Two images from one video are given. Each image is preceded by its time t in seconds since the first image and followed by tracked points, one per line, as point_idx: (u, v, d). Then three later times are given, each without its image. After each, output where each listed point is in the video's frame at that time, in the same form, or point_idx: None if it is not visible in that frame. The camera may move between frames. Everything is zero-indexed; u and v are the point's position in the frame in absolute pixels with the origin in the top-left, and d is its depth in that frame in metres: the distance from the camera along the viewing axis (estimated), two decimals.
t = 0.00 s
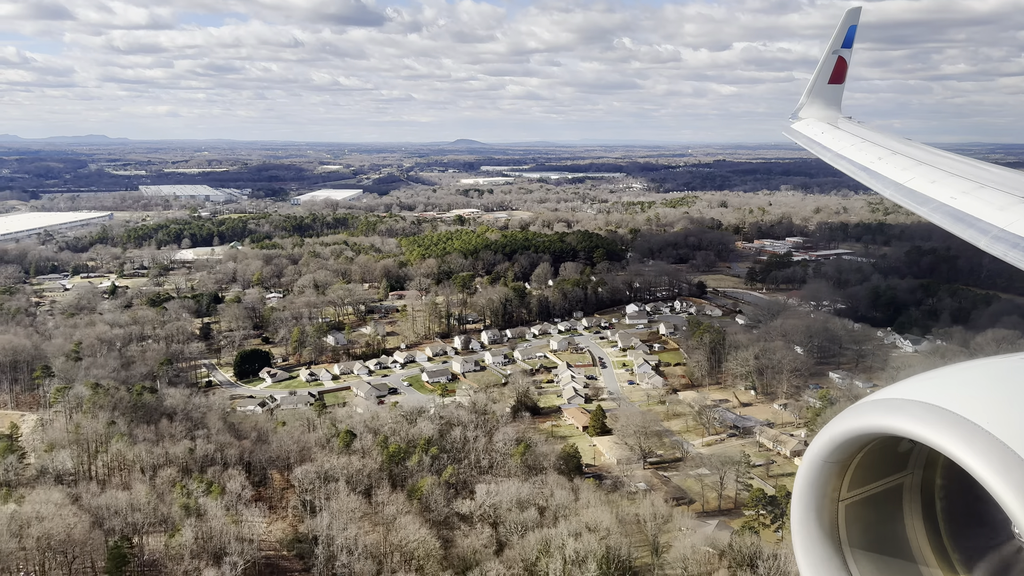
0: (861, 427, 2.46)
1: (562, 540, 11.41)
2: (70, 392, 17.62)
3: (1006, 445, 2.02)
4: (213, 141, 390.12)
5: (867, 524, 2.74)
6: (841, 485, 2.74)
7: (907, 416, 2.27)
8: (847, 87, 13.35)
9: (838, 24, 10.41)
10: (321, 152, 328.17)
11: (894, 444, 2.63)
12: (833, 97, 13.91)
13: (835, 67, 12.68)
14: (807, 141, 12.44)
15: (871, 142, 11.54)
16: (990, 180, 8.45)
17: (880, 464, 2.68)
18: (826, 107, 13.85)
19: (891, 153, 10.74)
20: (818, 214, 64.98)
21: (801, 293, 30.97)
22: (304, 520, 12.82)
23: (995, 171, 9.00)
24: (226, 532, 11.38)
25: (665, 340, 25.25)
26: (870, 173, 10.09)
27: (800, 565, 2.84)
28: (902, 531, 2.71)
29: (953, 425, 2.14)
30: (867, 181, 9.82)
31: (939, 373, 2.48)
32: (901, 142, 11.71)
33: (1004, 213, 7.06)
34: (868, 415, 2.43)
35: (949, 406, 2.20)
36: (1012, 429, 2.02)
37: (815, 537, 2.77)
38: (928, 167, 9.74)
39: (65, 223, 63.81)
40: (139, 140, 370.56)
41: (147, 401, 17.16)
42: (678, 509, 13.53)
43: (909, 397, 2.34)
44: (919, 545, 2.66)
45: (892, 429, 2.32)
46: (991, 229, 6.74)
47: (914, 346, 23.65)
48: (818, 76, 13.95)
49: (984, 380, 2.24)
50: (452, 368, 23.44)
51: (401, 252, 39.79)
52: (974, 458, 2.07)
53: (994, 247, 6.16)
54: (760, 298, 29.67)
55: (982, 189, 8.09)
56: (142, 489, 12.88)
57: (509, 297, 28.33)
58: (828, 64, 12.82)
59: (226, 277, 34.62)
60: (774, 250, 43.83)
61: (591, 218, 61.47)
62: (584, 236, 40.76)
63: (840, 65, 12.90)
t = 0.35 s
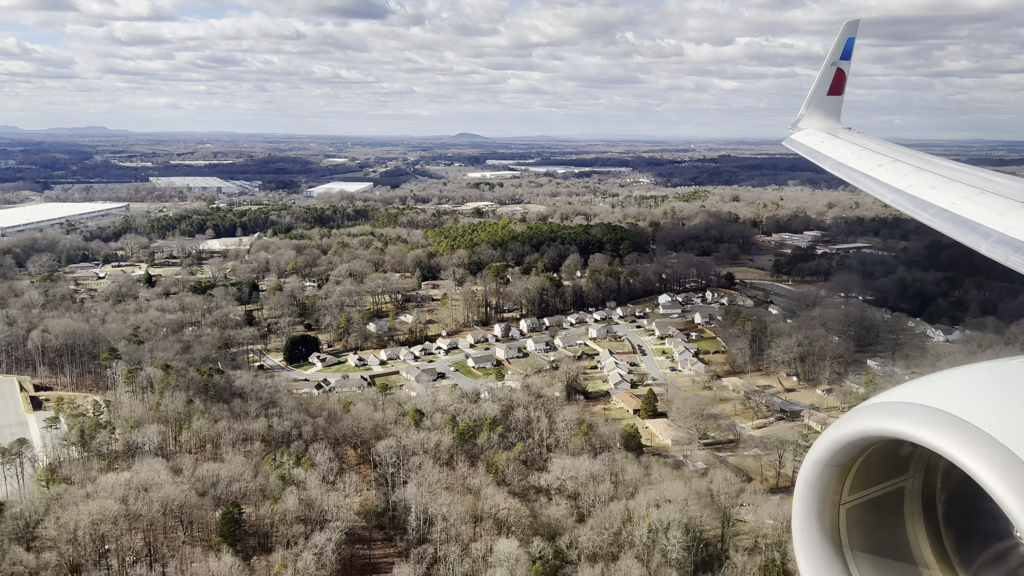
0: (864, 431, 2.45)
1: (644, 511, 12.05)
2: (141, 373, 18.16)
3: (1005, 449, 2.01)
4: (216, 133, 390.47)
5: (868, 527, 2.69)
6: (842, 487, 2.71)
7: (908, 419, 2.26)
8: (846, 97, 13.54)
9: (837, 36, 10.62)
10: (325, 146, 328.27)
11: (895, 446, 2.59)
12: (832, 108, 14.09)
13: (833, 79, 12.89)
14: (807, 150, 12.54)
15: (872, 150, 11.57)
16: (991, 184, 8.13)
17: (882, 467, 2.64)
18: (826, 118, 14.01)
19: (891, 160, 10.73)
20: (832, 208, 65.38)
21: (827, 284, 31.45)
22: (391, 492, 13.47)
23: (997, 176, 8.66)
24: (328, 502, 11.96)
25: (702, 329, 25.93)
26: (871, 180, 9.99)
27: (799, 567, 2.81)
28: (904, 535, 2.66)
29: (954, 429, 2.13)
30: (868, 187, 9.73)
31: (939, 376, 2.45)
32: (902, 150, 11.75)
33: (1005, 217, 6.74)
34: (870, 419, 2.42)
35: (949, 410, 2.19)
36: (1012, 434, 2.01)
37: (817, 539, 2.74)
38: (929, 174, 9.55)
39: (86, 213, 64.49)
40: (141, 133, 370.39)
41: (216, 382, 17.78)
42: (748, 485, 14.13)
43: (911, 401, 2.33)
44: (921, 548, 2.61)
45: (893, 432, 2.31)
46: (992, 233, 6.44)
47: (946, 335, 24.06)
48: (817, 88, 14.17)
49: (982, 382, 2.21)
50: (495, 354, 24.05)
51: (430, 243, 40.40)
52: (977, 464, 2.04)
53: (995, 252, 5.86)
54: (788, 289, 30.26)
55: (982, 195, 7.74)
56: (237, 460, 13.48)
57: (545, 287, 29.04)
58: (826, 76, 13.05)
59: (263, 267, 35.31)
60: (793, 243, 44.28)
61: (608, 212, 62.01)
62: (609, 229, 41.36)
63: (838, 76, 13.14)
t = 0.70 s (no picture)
0: (866, 433, 2.60)
1: (716, 489, 12.54)
2: (207, 359, 18.78)
3: (1006, 448, 2.15)
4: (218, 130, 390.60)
5: (870, 527, 2.87)
6: (845, 488, 2.88)
7: (915, 422, 2.40)
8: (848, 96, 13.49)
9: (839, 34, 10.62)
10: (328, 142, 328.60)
11: (897, 448, 2.76)
12: (834, 108, 14.06)
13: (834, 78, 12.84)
14: (809, 150, 12.44)
15: (874, 148, 11.47)
16: (994, 183, 7.83)
17: (883, 469, 2.82)
18: (828, 117, 13.96)
19: (892, 159, 10.62)
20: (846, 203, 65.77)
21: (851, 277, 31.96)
22: (465, 473, 14.08)
23: (1002, 176, 8.35)
24: (416, 477, 12.54)
25: (735, 321, 26.72)
26: (872, 180, 9.74)
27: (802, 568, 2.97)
28: (906, 533, 2.85)
29: (955, 430, 2.28)
30: (867, 187, 9.45)
31: (939, 380, 2.61)
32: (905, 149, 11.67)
33: (1007, 216, 6.48)
34: (872, 422, 2.57)
35: (953, 414, 2.33)
36: (1013, 436, 2.15)
37: (822, 539, 2.91)
38: (930, 173, 9.28)
39: (106, 207, 65.15)
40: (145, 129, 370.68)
41: (280, 368, 18.44)
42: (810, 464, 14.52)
43: (914, 404, 2.47)
44: (923, 546, 2.80)
45: (895, 433, 2.46)
46: (993, 232, 6.14)
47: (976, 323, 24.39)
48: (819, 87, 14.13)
49: (982, 385, 2.36)
50: (536, 344, 24.67)
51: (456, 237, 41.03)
52: (980, 464, 2.18)
53: (995, 250, 5.58)
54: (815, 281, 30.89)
55: (984, 195, 7.46)
56: (321, 439, 14.10)
57: (579, 279, 29.73)
58: (828, 75, 13.02)
59: (296, 259, 36.02)
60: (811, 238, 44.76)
61: (624, 207, 62.57)
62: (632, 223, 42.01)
63: (840, 76, 13.13)
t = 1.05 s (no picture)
0: (866, 427, 2.51)
1: (781, 473, 12.90)
2: (265, 352, 19.35)
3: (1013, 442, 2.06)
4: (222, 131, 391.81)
5: (872, 524, 2.76)
6: (845, 483, 2.77)
7: (914, 415, 2.31)
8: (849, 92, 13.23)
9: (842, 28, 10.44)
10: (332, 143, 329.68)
11: (898, 442, 2.65)
12: (835, 103, 13.82)
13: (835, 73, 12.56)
14: (809, 145, 12.18)
15: (877, 143, 11.24)
16: (998, 179, 7.80)
17: (885, 463, 2.70)
18: (829, 113, 13.73)
19: (894, 153, 10.42)
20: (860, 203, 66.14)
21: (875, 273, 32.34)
22: (533, 459, 14.61)
23: (1005, 171, 8.28)
24: (491, 461, 13.10)
25: (767, 318, 27.37)
26: (873, 174, 9.55)
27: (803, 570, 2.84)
28: (907, 531, 2.73)
29: (957, 424, 2.19)
30: (868, 182, 9.30)
31: (942, 371, 2.51)
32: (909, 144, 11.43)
33: (1008, 211, 6.44)
34: (873, 414, 2.48)
35: (957, 406, 2.24)
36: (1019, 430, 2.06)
37: (821, 537, 2.80)
38: (932, 168, 9.12)
39: (127, 208, 65.91)
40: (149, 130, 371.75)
41: (337, 360, 19.27)
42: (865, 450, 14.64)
43: (915, 398, 2.38)
44: (926, 543, 2.69)
45: (895, 428, 2.37)
46: (994, 227, 6.11)
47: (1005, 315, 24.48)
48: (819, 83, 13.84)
49: (987, 377, 2.28)
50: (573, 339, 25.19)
51: (481, 235, 41.62)
52: (983, 458, 2.09)
53: (998, 244, 5.58)
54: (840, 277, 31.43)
55: (986, 188, 7.40)
56: (393, 425, 14.62)
57: (609, 276, 30.31)
58: (829, 71, 12.75)
59: (327, 257, 36.67)
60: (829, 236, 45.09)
61: (640, 207, 63.14)
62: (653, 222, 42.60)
63: (841, 70, 12.88)
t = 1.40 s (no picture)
0: (865, 415, 2.60)
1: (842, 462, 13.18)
2: (324, 348, 20.00)
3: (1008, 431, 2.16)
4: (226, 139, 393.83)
5: (866, 512, 2.84)
6: (842, 471, 2.86)
7: (913, 404, 2.41)
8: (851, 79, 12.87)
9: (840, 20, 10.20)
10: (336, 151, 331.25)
11: (896, 431, 2.74)
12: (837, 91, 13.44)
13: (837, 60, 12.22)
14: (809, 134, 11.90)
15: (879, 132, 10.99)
16: (997, 167, 7.81)
17: (882, 452, 2.80)
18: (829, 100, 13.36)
19: (895, 142, 10.22)
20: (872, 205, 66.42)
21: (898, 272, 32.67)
22: (600, 451, 15.10)
23: (1004, 159, 8.30)
24: (563, 450, 13.72)
25: (799, 317, 28.00)
26: (875, 164, 9.47)
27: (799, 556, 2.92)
28: (903, 520, 2.80)
29: (954, 414, 2.29)
30: (869, 172, 9.26)
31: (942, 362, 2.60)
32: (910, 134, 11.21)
33: (1007, 200, 6.48)
34: (871, 403, 2.57)
35: (956, 397, 2.33)
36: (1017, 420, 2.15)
37: (817, 524, 2.88)
38: (931, 157, 9.08)
39: (147, 214, 66.79)
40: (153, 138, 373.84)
41: (393, 357, 19.96)
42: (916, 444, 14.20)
43: (917, 387, 2.47)
44: (922, 533, 2.75)
45: (895, 416, 2.46)
46: (994, 216, 6.16)
47: None
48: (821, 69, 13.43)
49: (985, 369, 2.37)
50: (610, 338, 25.73)
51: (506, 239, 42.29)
52: (979, 446, 2.19)
53: (997, 234, 5.63)
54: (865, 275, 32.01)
55: (986, 177, 7.45)
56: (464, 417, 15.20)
57: (641, 277, 30.99)
58: (830, 59, 12.40)
59: (359, 260, 37.39)
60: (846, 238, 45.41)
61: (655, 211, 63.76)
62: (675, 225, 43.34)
63: (843, 58, 12.50)
